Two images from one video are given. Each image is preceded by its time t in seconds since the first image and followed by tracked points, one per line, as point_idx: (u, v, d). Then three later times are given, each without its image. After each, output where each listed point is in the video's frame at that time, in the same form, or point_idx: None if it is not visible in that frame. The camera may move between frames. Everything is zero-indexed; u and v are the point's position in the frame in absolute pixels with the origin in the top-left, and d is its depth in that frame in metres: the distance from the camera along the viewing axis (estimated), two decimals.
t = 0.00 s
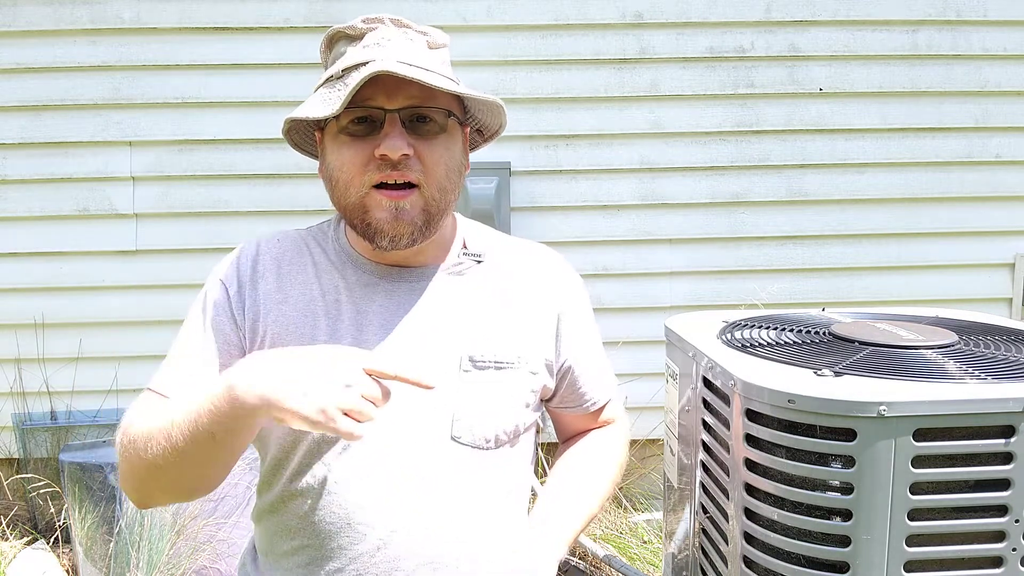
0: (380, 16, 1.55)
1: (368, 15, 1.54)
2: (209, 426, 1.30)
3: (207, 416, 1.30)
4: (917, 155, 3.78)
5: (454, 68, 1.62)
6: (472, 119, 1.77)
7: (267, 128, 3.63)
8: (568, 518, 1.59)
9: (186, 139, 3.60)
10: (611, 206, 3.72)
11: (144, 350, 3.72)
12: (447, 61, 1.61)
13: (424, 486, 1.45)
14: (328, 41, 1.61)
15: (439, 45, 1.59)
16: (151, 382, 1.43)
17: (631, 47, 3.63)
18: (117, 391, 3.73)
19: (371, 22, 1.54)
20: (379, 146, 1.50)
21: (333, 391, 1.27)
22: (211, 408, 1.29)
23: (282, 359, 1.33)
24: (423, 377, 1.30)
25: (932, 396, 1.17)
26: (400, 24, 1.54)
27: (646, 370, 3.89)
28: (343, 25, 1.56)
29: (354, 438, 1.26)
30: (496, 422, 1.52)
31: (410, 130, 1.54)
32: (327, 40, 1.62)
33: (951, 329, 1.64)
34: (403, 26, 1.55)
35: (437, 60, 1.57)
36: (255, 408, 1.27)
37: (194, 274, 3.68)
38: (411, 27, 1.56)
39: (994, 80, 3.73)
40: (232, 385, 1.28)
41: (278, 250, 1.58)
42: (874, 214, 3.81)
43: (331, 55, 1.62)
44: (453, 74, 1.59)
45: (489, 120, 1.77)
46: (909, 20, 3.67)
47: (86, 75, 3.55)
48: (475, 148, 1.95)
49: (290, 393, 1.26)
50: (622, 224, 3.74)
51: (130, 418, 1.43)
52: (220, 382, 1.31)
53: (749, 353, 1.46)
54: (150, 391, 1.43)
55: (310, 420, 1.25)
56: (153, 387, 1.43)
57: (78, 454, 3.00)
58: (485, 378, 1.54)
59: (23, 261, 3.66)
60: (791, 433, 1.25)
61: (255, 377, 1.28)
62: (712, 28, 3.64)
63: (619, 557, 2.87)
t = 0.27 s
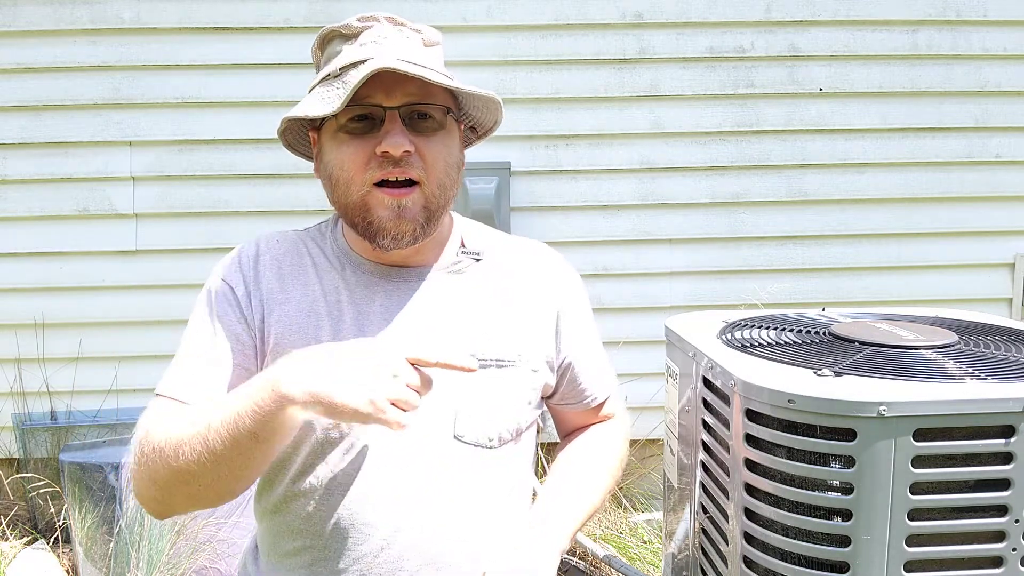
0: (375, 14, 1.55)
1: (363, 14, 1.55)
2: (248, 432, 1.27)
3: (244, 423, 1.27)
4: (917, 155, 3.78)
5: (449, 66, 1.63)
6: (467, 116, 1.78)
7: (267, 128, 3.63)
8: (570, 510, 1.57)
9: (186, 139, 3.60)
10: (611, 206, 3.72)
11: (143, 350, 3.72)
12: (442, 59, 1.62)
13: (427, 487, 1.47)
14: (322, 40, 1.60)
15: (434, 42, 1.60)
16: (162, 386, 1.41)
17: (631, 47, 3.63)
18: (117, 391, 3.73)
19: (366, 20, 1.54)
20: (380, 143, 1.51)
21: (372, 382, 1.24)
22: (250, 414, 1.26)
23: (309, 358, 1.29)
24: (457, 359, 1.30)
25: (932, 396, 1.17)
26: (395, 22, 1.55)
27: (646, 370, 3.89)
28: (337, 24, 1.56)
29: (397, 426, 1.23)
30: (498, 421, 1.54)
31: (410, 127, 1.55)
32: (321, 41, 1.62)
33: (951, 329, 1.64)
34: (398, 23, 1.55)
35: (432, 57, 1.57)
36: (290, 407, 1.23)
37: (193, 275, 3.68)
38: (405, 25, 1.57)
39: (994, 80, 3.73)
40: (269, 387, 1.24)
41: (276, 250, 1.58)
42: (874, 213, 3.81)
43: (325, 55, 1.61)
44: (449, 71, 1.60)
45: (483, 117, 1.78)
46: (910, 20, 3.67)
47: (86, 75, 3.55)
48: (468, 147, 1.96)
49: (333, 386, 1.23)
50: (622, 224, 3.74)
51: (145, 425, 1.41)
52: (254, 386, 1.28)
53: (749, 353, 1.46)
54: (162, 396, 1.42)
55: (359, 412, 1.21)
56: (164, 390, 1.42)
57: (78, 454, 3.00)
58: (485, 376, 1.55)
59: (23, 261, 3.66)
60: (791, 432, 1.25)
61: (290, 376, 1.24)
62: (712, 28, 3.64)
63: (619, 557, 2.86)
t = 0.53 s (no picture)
0: (370, 15, 1.55)
1: (358, 14, 1.55)
2: (278, 431, 1.26)
3: (273, 421, 1.26)
4: (917, 155, 3.78)
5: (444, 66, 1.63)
6: (463, 115, 1.78)
7: (267, 128, 3.63)
8: (570, 510, 1.57)
9: (186, 139, 3.60)
10: (611, 206, 3.72)
11: (143, 350, 3.72)
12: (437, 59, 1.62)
13: (428, 487, 1.48)
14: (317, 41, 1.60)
15: (429, 42, 1.60)
16: (168, 385, 1.38)
17: (631, 47, 3.63)
18: (117, 391, 3.73)
19: (362, 21, 1.55)
20: (377, 144, 1.51)
21: (406, 370, 1.29)
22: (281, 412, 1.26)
23: (329, 355, 1.30)
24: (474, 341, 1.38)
25: (932, 395, 1.17)
26: (390, 22, 1.56)
27: (646, 370, 3.89)
28: (333, 24, 1.56)
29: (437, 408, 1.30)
30: (499, 420, 1.54)
31: (406, 127, 1.55)
32: (316, 41, 1.62)
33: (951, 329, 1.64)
34: (393, 23, 1.55)
35: (427, 57, 1.58)
36: (328, 403, 1.25)
37: (193, 275, 3.68)
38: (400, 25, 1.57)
39: (994, 80, 3.73)
40: (304, 387, 1.25)
41: (275, 250, 1.57)
42: (874, 213, 3.81)
43: (320, 56, 1.61)
44: (444, 71, 1.60)
45: (479, 115, 1.78)
46: (910, 20, 3.67)
47: (86, 75, 3.55)
48: (464, 145, 1.96)
49: (372, 376, 1.27)
50: (622, 224, 3.74)
51: (153, 425, 1.37)
52: (280, 387, 1.27)
53: (749, 353, 1.46)
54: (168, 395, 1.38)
55: (401, 398, 1.27)
56: (169, 390, 1.39)
57: (78, 454, 3.00)
58: (485, 376, 1.55)
59: (23, 260, 3.66)
60: (790, 432, 1.25)
61: (325, 373, 1.26)
62: (712, 28, 3.64)
63: (619, 557, 2.86)
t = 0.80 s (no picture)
0: (359, 16, 1.56)
1: (348, 16, 1.55)
2: (298, 434, 1.26)
3: (292, 427, 1.26)
4: (917, 155, 3.78)
5: (436, 64, 1.63)
6: (461, 114, 1.78)
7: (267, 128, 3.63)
8: (569, 510, 1.57)
9: (186, 139, 3.60)
10: (611, 205, 3.72)
11: (143, 350, 3.72)
12: (429, 58, 1.61)
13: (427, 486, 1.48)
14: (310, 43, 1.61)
15: (419, 41, 1.59)
16: (172, 383, 1.38)
17: (632, 47, 3.63)
18: (116, 391, 3.73)
19: (350, 23, 1.55)
20: (364, 146, 1.50)
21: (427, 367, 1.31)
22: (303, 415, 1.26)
23: (345, 359, 1.31)
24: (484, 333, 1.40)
25: (932, 396, 1.17)
26: (379, 23, 1.56)
27: (646, 370, 3.89)
28: (322, 27, 1.56)
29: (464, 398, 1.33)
30: (499, 420, 1.54)
31: (395, 128, 1.55)
32: (310, 44, 1.63)
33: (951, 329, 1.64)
34: (382, 23, 1.55)
35: (417, 56, 1.57)
36: (352, 406, 1.27)
37: (194, 275, 3.68)
38: (389, 25, 1.56)
39: (994, 80, 3.73)
40: (325, 393, 1.26)
41: (276, 249, 1.57)
42: (874, 213, 3.81)
43: (314, 58, 1.62)
44: (434, 70, 1.59)
45: (475, 113, 1.77)
46: (910, 20, 3.67)
47: (86, 75, 3.55)
48: (464, 143, 1.96)
49: (394, 377, 1.28)
50: (622, 224, 3.74)
51: (158, 426, 1.36)
52: (298, 391, 1.27)
53: (749, 353, 1.46)
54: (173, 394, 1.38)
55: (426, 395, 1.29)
56: (172, 390, 1.38)
57: (78, 454, 3.00)
58: (485, 375, 1.55)
59: (23, 260, 3.66)
60: (791, 432, 1.25)
61: (347, 377, 1.26)
62: (712, 28, 3.64)
63: (619, 557, 2.86)
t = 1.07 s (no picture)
0: (357, 15, 1.56)
1: (346, 15, 1.55)
2: (296, 449, 1.26)
3: (289, 442, 1.25)
4: (917, 155, 3.78)
5: (435, 64, 1.63)
6: (461, 113, 1.78)
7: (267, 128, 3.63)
8: (570, 509, 1.57)
9: (186, 139, 3.60)
10: (611, 206, 3.72)
11: (143, 350, 3.72)
12: (428, 57, 1.61)
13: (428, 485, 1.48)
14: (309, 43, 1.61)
15: (418, 40, 1.59)
16: (172, 386, 1.38)
17: (632, 47, 3.63)
18: (116, 390, 3.73)
19: (348, 22, 1.55)
20: (362, 146, 1.50)
21: (424, 392, 1.28)
22: (301, 429, 1.25)
23: (349, 373, 1.30)
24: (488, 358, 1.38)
25: (932, 396, 1.17)
26: (378, 22, 1.56)
27: (646, 370, 3.89)
28: (321, 27, 1.56)
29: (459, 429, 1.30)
30: (500, 420, 1.55)
31: (394, 128, 1.55)
32: (309, 43, 1.63)
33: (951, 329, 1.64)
34: (380, 23, 1.55)
35: (416, 55, 1.57)
36: (346, 426, 1.25)
37: (194, 275, 3.68)
38: (388, 25, 1.56)
39: (993, 80, 3.73)
40: (322, 411, 1.24)
41: (275, 251, 1.57)
42: (874, 213, 3.81)
43: (314, 57, 1.62)
44: (433, 69, 1.60)
45: (475, 112, 1.77)
46: (909, 20, 3.67)
47: (86, 75, 3.55)
48: (464, 142, 1.96)
49: (389, 399, 1.26)
50: (622, 224, 3.74)
51: (159, 430, 1.37)
52: (299, 402, 1.27)
53: (749, 353, 1.46)
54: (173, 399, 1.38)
55: (419, 421, 1.27)
56: (172, 394, 1.38)
57: (78, 454, 3.00)
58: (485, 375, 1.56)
59: (22, 260, 3.66)
60: (791, 432, 1.25)
61: (345, 394, 1.25)
62: (712, 28, 3.64)
63: (619, 557, 2.86)
